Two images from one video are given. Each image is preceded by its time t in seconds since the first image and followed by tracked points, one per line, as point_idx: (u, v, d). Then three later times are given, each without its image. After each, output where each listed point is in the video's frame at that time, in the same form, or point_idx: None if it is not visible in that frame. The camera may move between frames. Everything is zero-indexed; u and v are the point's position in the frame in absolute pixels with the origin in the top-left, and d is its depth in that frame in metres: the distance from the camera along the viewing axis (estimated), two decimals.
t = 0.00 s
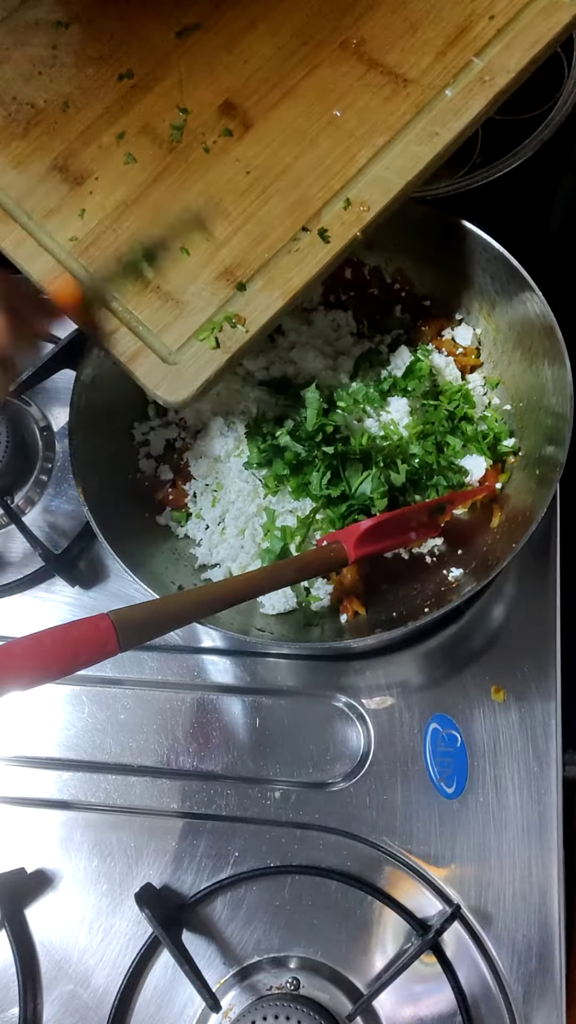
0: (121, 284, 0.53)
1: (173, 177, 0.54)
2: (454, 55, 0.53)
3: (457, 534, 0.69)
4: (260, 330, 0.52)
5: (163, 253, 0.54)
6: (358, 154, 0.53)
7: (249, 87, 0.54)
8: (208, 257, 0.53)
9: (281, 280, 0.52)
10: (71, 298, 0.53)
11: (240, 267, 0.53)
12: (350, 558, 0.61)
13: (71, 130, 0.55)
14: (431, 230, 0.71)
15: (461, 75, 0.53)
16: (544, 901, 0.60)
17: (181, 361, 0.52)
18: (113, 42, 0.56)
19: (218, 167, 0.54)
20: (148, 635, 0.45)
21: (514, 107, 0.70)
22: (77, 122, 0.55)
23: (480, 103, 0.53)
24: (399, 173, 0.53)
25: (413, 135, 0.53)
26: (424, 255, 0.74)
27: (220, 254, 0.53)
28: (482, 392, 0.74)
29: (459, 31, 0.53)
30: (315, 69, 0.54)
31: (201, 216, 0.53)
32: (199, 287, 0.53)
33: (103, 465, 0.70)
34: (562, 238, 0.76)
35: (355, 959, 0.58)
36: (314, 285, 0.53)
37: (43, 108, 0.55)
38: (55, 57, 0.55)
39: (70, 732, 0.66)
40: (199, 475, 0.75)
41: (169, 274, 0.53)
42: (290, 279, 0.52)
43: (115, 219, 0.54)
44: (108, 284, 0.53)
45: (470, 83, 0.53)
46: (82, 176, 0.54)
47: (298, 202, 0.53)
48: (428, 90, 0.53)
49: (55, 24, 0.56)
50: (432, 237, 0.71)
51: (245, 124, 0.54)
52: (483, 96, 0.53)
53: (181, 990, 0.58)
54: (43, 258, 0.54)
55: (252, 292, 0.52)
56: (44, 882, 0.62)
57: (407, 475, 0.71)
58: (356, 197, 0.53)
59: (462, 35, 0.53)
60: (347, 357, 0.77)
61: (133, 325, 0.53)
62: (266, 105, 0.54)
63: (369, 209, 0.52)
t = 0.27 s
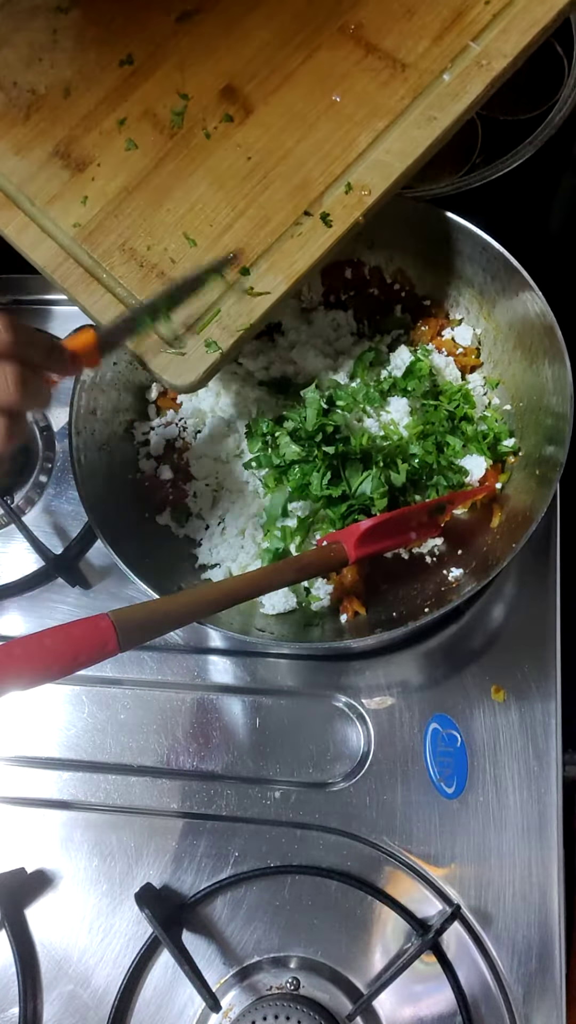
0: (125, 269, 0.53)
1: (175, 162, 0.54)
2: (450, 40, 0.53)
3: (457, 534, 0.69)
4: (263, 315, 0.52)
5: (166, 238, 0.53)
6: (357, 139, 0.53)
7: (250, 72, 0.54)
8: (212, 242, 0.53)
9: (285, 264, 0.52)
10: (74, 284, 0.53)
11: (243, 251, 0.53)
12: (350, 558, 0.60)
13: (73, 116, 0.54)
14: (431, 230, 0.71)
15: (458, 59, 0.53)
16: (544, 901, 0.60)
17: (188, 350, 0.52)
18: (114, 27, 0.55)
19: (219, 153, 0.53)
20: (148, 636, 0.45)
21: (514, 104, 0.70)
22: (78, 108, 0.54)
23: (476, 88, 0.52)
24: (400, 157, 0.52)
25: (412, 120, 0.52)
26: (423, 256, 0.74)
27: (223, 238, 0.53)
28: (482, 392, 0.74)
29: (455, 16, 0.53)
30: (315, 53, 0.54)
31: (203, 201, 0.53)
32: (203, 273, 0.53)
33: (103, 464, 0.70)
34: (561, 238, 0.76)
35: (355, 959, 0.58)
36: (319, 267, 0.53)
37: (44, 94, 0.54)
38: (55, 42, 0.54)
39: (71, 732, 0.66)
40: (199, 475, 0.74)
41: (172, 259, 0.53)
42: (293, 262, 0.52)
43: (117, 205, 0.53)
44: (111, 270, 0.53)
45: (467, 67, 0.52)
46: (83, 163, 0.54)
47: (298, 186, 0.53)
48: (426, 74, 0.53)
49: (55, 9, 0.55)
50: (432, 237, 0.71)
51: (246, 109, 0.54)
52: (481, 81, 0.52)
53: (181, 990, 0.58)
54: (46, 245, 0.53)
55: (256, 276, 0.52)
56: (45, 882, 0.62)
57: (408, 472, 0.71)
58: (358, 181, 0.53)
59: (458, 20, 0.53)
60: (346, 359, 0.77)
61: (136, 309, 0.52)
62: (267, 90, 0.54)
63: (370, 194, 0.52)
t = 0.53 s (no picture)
0: (120, 274, 0.52)
1: (172, 167, 0.53)
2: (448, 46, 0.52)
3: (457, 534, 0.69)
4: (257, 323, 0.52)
5: (162, 243, 0.52)
6: (354, 145, 0.52)
7: (246, 75, 0.53)
8: (207, 247, 0.52)
9: (280, 273, 0.52)
10: (70, 289, 0.52)
11: (240, 260, 0.52)
12: (350, 558, 0.60)
13: (69, 118, 0.54)
14: (431, 230, 0.71)
15: (456, 67, 0.52)
16: (544, 901, 0.60)
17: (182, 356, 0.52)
18: (110, 26, 0.55)
19: (216, 157, 0.53)
20: (148, 636, 0.45)
21: (515, 107, 0.70)
22: (74, 109, 0.54)
23: (474, 96, 0.52)
24: (395, 165, 0.52)
25: (409, 127, 0.52)
26: (423, 257, 0.74)
27: (218, 245, 0.52)
28: (482, 392, 0.74)
29: (453, 22, 0.52)
30: (311, 59, 0.53)
31: (199, 207, 0.52)
32: (199, 279, 0.52)
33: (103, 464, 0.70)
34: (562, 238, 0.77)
35: (355, 959, 0.58)
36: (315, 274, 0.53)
37: (41, 95, 0.54)
38: (51, 42, 0.54)
39: (70, 732, 0.66)
40: (199, 475, 0.74)
41: (167, 265, 0.52)
42: (289, 271, 0.52)
43: (113, 208, 0.53)
44: (106, 275, 0.52)
45: (465, 76, 0.52)
46: (79, 164, 0.53)
47: (296, 193, 0.52)
48: (423, 81, 0.52)
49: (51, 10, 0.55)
50: (432, 237, 0.71)
51: (242, 114, 0.53)
52: (479, 88, 0.52)
53: (181, 990, 0.58)
54: (41, 250, 0.53)
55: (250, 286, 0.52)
56: (45, 882, 0.62)
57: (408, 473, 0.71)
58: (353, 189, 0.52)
59: (457, 26, 0.52)
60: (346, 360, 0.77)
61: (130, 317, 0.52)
62: (264, 93, 0.53)
63: (366, 202, 0.52)
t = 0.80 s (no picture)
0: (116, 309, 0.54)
1: (168, 199, 0.54)
2: (447, 79, 0.53)
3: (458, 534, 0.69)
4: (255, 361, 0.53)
5: (158, 278, 0.54)
6: (352, 179, 0.53)
7: (242, 107, 0.54)
8: (204, 281, 0.54)
9: (277, 308, 0.53)
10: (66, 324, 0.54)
11: (236, 295, 0.53)
12: (350, 558, 0.60)
13: (65, 150, 0.55)
14: (431, 230, 0.71)
15: (454, 99, 0.53)
16: (544, 901, 0.60)
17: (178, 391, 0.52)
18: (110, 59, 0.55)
19: (212, 190, 0.54)
20: (148, 636, 0.45)
21: (518, 106, 0.70)
22: (72, 143, 0.55)
23: (472, 131, 0.53)
24: (393, 200, 0.53)
25: (407, 162, 0.53)
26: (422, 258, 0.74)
27: (217, 277, 0.53)
28: (482, 392, 0.74)
29: (453, 53, 0.53)
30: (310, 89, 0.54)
31: (195, 240, 0.54)
32: (194, 316, 0.53)
33: (103, 464, 0.70)
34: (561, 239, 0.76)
35: (355, 959, 0.58)
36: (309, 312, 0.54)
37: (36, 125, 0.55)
38: (44, 72, 0.56)
39: (71, 732, 0.66)
40: (199, 475, 0.74)
41: (164, 301, 0.54)
42: (285, 307, 0.53)
43: (110, 241, 0.54)
44: (102, 308, 0.54)
45: (463, 110, 0.52)
46: (76, 192, 0.55)
47: (291, 228, 0.53)
48: (422, 115, 0.53)
49: (45, 38, 0.56)
50: (433, 237, 0.71)
51: (238, 147, 0.54)
52: (477, 124, 0.52)
53: (181, 990, 0.58)
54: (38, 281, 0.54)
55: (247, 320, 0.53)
56: (44, 882, 0.62)
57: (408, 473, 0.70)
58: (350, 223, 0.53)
59: (456, 58, 0.53)
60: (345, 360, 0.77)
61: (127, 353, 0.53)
62: (260, 125, 0.54)
63: (364, 239, 0.53)
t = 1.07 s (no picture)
0: (122, 308, 0.51)
1: (171, 198, 0.51)
2: (451, 72, 0.51)
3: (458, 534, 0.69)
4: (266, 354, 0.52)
5: (163, 276, 0.51)
6: (357, 176, 0.51)
7: (246, 102, 0.52)
8: (209, 279, 0.51)
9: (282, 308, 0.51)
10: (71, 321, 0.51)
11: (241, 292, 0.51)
12: (350, 558, 0.60)
13: (67, 145, 0.52)
14: (431, 229, 0.71)
15: (458, 95, 0.51)
16: (544, 901, 0.60)
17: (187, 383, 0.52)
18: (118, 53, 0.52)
19: (216, 189, 0.51)
20: (148, 636, 0.45)
21: (518, 106, 0.70)
22: (72, 137, 0.52)
23: (477, 126, 0.52)
24: (398, 197, 0.51)
25: (411, 158, 0.51)
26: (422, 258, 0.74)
27: (221, 274, 0.51)
28: (482, 392, 0.74)
29: (456, 47, 0.51)
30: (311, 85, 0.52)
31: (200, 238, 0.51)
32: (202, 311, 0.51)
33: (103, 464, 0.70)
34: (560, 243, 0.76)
35: (355, 959, 0.58)
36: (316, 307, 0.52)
37: (37, 122, 0.52)
38: (47, 64, 0.52)
39: (71, 732, 0.66)
40: (199, 475, 0.74)
41: (170, 299, 0.51)
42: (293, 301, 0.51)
43: (115, 240, 0.51)
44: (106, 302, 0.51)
45: (468, 104, 0.51)
46: (77, 191, 0.51)
47: (296, 226, 0.51)
48: (425, 110, 0.51)
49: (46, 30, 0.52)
50: (432, 237, 0.71)
51: (242, 141, 0.51)
52: (481, 117, 0.51)
53: (181, 990, 0.58)
54: (43, 281, 0.51)
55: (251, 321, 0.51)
56: (45, 882, 0.62)
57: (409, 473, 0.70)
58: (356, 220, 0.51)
59: (460, 51, 0.52)
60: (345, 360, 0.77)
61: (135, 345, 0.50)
62: (263, 121, 0.52)
63: (368, 236, 0.51)
